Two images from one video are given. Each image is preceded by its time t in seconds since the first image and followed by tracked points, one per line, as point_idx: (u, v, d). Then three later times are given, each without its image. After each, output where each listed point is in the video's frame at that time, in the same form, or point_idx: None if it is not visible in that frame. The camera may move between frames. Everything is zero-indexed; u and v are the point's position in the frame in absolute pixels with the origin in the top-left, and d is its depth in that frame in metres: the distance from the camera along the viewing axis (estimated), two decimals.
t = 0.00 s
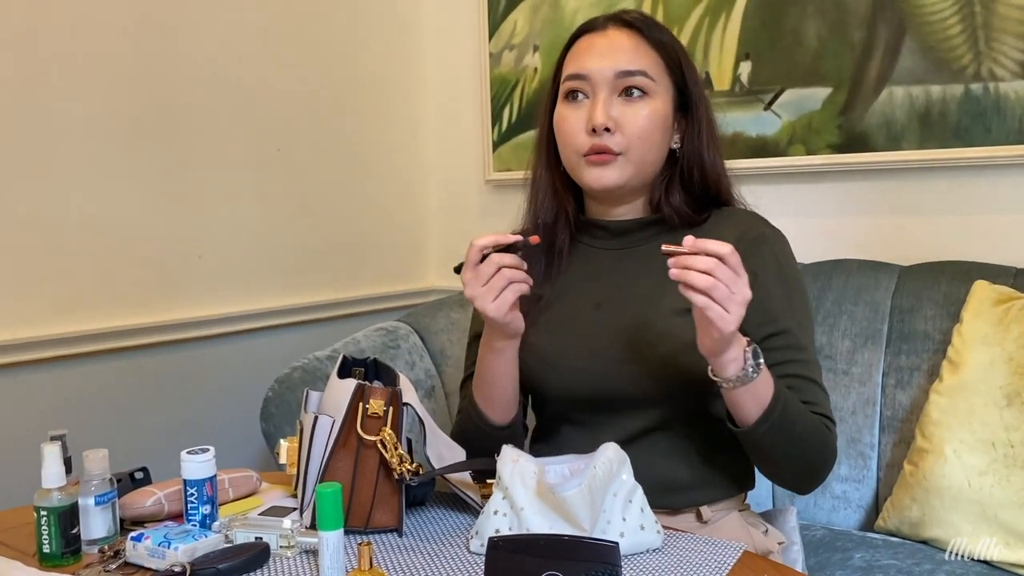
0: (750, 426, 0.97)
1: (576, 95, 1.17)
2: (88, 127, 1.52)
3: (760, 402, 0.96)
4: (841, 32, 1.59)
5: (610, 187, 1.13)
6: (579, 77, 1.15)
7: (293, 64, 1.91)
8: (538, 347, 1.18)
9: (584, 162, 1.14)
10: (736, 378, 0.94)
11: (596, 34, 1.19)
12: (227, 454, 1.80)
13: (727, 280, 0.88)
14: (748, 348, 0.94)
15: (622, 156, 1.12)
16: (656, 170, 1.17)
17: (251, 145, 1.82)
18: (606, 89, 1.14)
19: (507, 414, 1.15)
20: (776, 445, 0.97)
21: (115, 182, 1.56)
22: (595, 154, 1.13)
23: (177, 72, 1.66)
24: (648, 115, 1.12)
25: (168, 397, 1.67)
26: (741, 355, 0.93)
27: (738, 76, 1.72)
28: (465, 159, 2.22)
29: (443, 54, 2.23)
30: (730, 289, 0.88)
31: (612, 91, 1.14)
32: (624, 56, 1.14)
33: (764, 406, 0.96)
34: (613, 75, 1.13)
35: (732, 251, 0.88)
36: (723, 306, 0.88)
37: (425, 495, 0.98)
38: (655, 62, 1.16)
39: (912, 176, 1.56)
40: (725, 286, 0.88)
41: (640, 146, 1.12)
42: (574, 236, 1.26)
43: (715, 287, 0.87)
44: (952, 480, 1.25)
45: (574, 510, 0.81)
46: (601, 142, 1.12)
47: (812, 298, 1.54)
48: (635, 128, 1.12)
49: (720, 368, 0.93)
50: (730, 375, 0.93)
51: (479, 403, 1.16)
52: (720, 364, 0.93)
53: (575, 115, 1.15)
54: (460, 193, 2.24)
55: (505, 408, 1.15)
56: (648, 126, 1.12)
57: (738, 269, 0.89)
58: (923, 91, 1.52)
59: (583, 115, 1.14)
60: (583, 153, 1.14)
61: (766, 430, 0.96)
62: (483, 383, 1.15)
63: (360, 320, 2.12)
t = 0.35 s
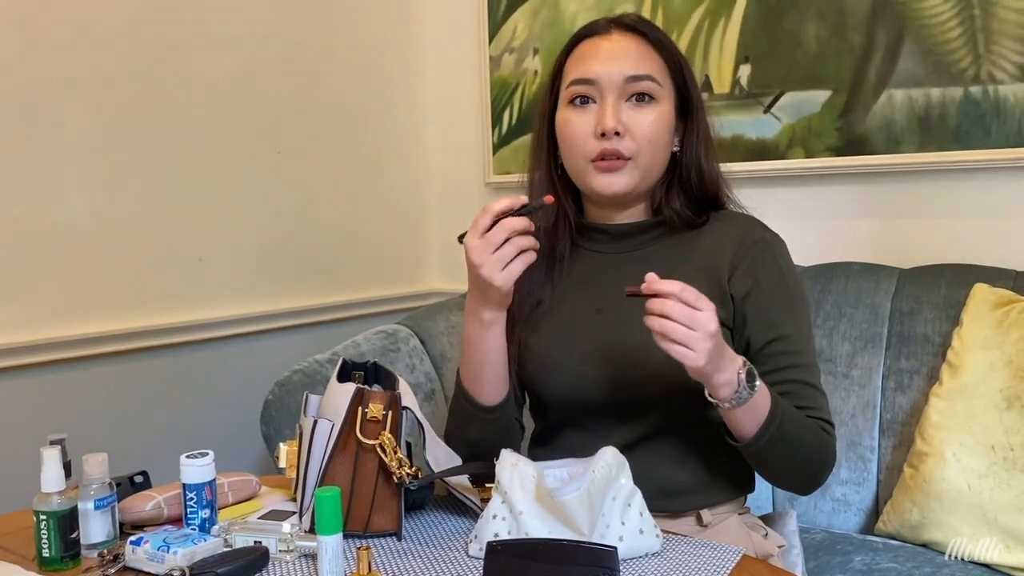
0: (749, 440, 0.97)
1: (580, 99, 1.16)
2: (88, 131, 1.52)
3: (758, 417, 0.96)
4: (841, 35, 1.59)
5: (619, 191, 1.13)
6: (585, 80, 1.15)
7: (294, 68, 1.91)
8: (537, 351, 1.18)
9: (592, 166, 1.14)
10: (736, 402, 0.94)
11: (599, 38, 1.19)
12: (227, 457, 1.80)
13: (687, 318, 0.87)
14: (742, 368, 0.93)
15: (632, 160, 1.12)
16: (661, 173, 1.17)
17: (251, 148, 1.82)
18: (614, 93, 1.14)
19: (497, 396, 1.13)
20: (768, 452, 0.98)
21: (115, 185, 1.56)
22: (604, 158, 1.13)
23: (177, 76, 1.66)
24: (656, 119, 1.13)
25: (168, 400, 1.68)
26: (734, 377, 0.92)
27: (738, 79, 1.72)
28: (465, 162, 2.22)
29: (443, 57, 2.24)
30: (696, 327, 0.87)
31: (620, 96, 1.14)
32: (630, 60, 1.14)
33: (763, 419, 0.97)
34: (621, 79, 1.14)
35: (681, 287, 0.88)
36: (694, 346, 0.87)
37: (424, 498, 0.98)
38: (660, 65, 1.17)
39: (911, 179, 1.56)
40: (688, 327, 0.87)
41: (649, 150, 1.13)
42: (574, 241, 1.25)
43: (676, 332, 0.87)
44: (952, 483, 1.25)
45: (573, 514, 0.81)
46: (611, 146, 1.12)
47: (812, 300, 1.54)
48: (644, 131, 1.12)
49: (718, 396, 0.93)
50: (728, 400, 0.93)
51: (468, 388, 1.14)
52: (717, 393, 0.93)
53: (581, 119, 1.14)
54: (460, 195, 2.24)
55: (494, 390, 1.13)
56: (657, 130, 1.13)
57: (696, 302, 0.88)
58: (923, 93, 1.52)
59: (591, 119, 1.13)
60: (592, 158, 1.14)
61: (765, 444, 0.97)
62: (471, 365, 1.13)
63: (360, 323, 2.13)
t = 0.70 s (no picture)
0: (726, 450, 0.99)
1: (570, 101, 1.16)
2: (89, 133, 1.52)
3: (730, 431, 0.98)
4: (841, 36, 1.59)
5: (610, 196, 1.13)
6: (575, 83, 1.14)
7: (294, 70, 1.92)
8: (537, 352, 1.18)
9: (583, 169, 1.13)
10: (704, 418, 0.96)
11: (589, 40, 1.18)
12: (228, 459, 1.80)
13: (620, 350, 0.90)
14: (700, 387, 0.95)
15: (622, 164, 1.12)
16: (652, 175, 1.17)
17: (252, 149, 1.82)
18: (604, 96, 1.14)
19: (519, 381, 1.11)
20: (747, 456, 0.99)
21: (115, 187, 1.57)
22: (595, 161, 1.12)
23: (178, 78, 1.67)
24: (646, 123, 1.13)
25: (169, 401, 1.68)
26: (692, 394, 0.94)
27: (738, 80, 1.72)
28: (466, 163, 2.22)
29: (444, 59, 2.24)
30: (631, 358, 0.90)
31: (610, 98, 1.14)
32: (619, 63, 1.14)
33: (736, 434, 0.98)
34: (611, 82, 1.13)
35: (614, 320, 0.91)
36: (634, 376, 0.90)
37: (424, 500, 0.98)
38: (650, 68, 1.17)
39: (912, 181, 1.56)
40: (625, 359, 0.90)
41: (640, 153, 1.13)
42: (569, 245, 1.25)
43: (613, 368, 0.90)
44: (953, 485, 1.25)
45: (573, 517, 0.81)
46: (602, 149, 1.11)
47: (813, 302, 1.54)
48: (635, 135, 1.12)
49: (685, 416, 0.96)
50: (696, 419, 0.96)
51: (486, 377, 1.11)
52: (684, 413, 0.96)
53: (572, 122, 1.14)
54: (461, 197, 2.25)
55: (517, 375, 1.11)
56: (647, 134, 1.13)
57: (632, 332, 0.90)
58: (923, 95, 1.52)
59: (581, 122, 1.13)
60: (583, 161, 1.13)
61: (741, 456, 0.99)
62: (489, 353, 1.10)
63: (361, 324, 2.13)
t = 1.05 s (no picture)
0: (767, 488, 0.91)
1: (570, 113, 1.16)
2: (89, 133, 1.52)
3: (770, 471, 0.90)
4: (841, 37, 1.59)
5: (614, 207, 1.16)
6: (573, 96, 1.14)
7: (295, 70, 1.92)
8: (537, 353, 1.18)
9: (585, 182, 1.15)
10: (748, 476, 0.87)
11: (586, 48, 1.17)
12: (228, 459, 1.80)
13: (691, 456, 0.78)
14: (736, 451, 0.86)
15: (624, 174, 1.14)
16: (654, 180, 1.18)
17: (252, 150, 1.82)
18: (604, 108, 1.13)
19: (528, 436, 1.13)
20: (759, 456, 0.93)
21: (116, 187, 1.57)
22: (596, 174, 1.14)
23: (178, 78, 1.67)
24: (646, 132, 1.13)
25: (169, 402, 1.68)
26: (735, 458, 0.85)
27: (738, 81, 1.72)
28: (466, 164, 2.22)
29: (444, 60, 2.24)
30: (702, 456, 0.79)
31: (610, 110, 1.13)
32: (617, 74, 1.13)
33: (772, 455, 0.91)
34: (610, 94, 1.13)
35: (714, 445, 0.77)
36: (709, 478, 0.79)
37: (424, 501, 0.98)
38: (648, 75, 1.16)
39: (912, 182, 1.56)
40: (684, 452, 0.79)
41: (641, 163, 1.14)
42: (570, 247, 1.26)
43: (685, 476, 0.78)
44: (953, 486, 1.24)
45: (574, 518, 0.81)
46: (603, 163, 1.13)
47: (813, 303, 1.54)
48: (635, 146, 1.12)
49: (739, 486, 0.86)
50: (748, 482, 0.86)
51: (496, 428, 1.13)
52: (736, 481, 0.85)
53: (572, 135, 1.15)
54: (461, 198, 2.25)
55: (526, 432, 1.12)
56: (648, 144, 1.13)
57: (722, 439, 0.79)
58: (923, 96, 1.52)
59: (581, 136, 1.14)
60: (585, 174, 1.15)
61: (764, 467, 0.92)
62: (499, 411, 1.11)
63: (361, 325, 2.13)
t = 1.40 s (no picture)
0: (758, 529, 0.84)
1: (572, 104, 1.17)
2: (89, 133, 1.52)
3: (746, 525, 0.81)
4: (841, 37, 1.59)
5: (610, 198, 1.14)
6: (575, 86, 1.15)
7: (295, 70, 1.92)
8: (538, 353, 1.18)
9: (582, 172, 1.15)
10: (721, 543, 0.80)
11: (589, 40, 1.18)
12: (228, 459, 1.80)
13: None
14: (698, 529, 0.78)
15: (622, 167, 1.13)
16: (653, 177, 1.18)
17: (252, 150, 1.82)
18: (604, 100, 1.14)
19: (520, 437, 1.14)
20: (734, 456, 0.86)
21: (116, 187, 1.57)
22: (594, 165, 1.14)
23: (178, 78, 1.67)
24: (646, 125, 1.13)
25: (169, 401, 1.68)
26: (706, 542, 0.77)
27: (739, 81, 1.72)
28: (466, 164, 2.22)
29: (444, 60, 2.24)
30: None
31: (609, 101, 1.14)
32: (619, 65, 1.14)
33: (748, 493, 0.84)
34: (610, 85, 1.13)
35: None
36: None
37: (425, 500, 0.97)
38: (650, 69, 1.16)
39: (913, 182, 1.56)
40: None
41: (639, 156, 1.13)
42: (568, 245, 1.26)
43: None
44: (954, 486, 1.24)
45: (575, 518, 0.81)
46: (600, 153, 1.13)
47: (813, 303, 1.54)
48: (634, 138, 1.12)
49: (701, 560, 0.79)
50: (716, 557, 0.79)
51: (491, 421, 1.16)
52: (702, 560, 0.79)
53: (571, 125, 1.15)
54: (461, 198, 2.24)
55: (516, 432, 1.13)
56: (648, 137, 1.13)
57: None
58: (924, 96, 1.52)
59: (581, 126, 1.14)
60: (582, 164, 1.14)
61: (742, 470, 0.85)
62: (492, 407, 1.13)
63: (361, 325, 2.13)
